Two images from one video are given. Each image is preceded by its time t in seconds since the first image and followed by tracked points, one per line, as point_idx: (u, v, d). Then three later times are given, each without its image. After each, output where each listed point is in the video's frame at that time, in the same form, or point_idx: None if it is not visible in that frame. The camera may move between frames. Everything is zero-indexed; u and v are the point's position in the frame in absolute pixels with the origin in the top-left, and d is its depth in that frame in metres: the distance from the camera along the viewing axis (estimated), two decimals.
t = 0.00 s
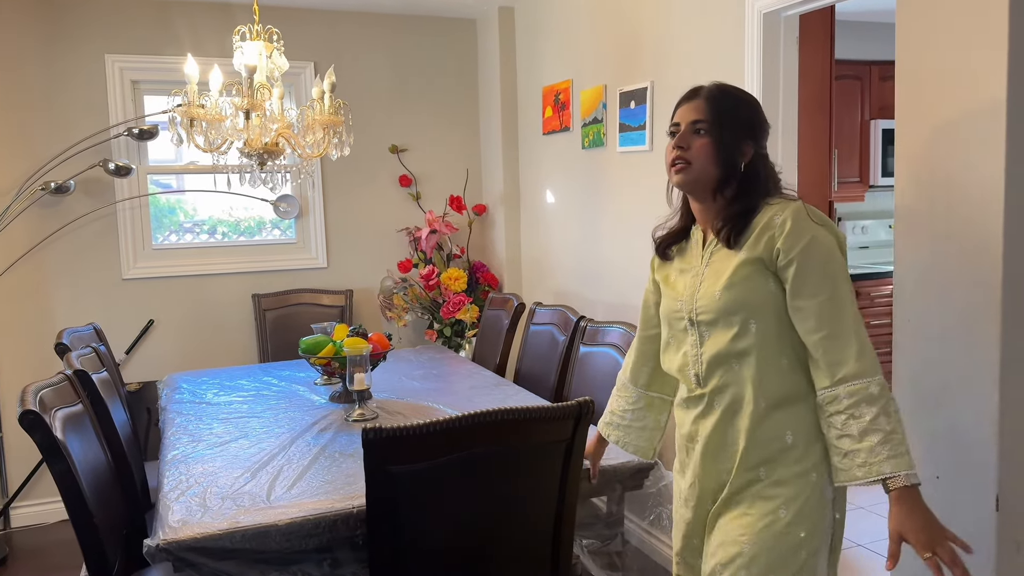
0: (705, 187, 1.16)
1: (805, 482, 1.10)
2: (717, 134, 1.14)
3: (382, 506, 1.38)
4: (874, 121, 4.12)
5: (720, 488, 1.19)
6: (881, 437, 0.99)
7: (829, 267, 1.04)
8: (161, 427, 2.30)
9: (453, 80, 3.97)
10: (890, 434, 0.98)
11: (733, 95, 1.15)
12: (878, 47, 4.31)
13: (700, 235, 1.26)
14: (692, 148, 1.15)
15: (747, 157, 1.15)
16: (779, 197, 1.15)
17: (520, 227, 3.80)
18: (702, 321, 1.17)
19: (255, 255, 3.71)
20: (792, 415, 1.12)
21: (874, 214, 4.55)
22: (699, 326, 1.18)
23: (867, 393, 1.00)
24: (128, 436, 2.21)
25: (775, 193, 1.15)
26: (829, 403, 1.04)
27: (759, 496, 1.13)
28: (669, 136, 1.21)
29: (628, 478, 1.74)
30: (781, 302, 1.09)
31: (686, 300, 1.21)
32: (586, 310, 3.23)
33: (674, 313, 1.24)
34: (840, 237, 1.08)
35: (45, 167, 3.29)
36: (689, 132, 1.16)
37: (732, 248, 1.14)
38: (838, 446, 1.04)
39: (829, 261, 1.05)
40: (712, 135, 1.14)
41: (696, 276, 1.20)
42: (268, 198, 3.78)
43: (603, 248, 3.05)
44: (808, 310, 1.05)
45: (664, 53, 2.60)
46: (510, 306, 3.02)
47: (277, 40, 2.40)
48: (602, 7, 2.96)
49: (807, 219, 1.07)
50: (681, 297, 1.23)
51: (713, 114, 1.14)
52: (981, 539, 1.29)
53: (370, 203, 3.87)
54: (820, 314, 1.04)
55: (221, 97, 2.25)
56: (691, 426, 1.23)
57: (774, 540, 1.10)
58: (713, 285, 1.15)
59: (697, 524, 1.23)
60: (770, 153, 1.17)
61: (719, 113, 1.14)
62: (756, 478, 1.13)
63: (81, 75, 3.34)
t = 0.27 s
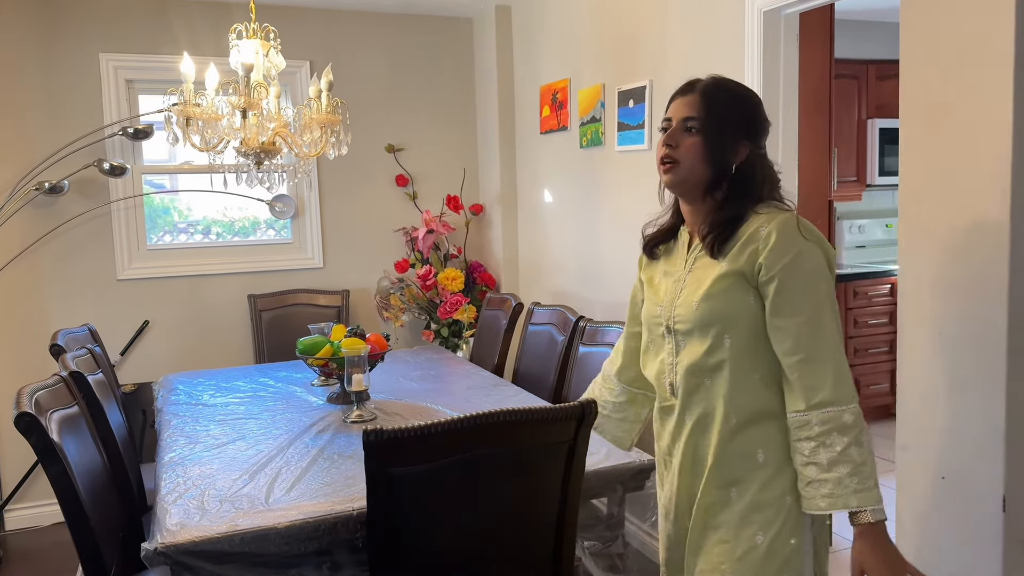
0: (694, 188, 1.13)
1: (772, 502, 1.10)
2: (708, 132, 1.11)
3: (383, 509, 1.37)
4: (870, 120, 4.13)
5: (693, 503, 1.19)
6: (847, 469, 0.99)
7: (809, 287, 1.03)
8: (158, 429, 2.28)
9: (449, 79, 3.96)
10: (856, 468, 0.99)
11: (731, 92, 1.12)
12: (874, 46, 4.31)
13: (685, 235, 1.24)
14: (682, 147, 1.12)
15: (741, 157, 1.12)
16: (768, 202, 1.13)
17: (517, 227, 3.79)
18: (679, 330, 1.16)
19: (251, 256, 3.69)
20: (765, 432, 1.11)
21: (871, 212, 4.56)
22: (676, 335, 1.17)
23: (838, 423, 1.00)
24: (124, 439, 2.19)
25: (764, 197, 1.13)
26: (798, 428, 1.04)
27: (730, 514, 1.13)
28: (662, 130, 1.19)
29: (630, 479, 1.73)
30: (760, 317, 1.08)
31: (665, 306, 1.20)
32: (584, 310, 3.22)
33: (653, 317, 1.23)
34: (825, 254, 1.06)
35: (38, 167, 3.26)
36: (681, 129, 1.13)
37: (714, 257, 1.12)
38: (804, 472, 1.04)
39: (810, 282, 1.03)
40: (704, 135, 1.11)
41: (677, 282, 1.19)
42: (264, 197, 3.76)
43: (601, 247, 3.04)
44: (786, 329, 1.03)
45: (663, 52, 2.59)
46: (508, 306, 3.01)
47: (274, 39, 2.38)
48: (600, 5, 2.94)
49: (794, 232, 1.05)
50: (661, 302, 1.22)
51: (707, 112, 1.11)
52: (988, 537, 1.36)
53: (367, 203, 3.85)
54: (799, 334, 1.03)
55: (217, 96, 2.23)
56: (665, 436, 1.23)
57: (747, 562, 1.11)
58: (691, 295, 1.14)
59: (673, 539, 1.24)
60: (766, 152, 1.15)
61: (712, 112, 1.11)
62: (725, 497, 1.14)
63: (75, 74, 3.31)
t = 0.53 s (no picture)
0: (690, 179, 1.15)
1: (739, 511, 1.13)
2: (711, 124, 1.12)
3: (389, 510, 1.35)
4: (870, 120, 4.13)
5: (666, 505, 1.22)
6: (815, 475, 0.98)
7: (797, 301, 1.04)
8: (158, 430, 2.27)
9: (449, 79, 3.95)
10: (813, 466, 0.96)
11: (736, 83, 1.12)
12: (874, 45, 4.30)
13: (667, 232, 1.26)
14: (682, 137, 1.13)
15: (741, 150, 1.13)
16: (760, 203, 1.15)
17: (517, 227, 3.77)
18: (654, 332, 1.18)
19: (250, 256, 3.67)
20: (736, 440, 1.13)
21: (870, 212, 4.55)
22: (649, 335, 1.19)
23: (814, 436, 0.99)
24: (124, 440, 2.17)
25: (759, 196, 1.15)
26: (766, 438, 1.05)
27: (702, 519, 1.16)
28: (660, 117, 1.19)
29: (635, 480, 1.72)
30: (741, 327, 1.09)
31: (642, 304, 1.21)
32: (585, 309, 3.21)
33: (628, 314, 1.24)
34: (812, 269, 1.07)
35: (36, 167, 3.25)
36: (682, 117, 1.14)
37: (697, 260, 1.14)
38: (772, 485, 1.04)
39: (797, 296, 1.04)
40: (706, 126, 1.12)
41: (658, 280, 1.20)
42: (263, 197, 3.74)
43: (602, 247, 3.03)
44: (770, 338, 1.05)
45: (665, 51, 2.57)
46: (510, 305, 3.00)
47: (275, 37, 2.37)
48: (602, 4, 2.93)
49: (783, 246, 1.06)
50: (638, 298, 1.23)
51: (710, 104, 1.12)
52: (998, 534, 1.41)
53: (367, 203, 3.83)
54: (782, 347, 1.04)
55: (217, 95, 2.22)
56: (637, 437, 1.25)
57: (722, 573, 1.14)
58: (669, 299, 1.16)
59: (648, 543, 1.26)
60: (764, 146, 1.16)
61: (715, 104, 1.11)
62: (698, 504, 1.16)
63: (74, 73, 3.29)
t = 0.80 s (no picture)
0: (703, 173, 1.11)
1: (725, 519, 1.10)
2: (725, 117, 1.09)
3: (396, 511, 1.34)
4: (872, 120, 4.12)
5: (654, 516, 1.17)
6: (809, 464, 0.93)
7: (811, 305, 1.00)
8: (160, 431, 2.26)
9: (451, 79, 3.94)
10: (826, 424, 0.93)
11: (744, 73, 1.10)
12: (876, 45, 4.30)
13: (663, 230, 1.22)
14: (697, 131, 1.09)
15: (752, 142, 1.11)
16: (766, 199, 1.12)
17: (519, 227, 3.77)
18: (649, 333, 1.13)
19: (251, 256, 3.66)
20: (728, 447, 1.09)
21: (872, 213, 4.55)
22: (644, 337, 1.14)
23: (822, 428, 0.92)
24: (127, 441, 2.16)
25: (768, 190, 1.12)
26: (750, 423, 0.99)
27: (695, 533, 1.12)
28: (662, 114, 1.15)
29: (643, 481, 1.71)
30: (743, 331, 1.05)
31: (638, 304, 1.16)
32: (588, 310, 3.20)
33: (620, 313, 1.19)
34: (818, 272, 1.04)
35: (37, 168, 3.23)
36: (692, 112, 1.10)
37: (704, 259, 1.10)
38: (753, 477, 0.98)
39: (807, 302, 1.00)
40: (720, 118, 1.09)
41: (655, 279, 1.16)
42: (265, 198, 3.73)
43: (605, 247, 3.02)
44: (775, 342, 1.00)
45: (669, 51, 2.57)
46: (513, 306, 2.99)
47: (278, 37, 2.36)
48: (606, 3, 2.92)
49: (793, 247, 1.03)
50: (632, 297, 1.18)
51: (723, 95, 1.09)
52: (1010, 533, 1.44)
53: (368, 203, 3.82)
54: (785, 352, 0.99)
55: (220, 94, 2.21)
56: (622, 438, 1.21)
57: None
58: (668, 300, 1.11)
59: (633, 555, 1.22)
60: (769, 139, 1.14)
61: (726, 95, 1.08)
62: (689, 517, 1.12)
63: (75, 73, 3.28)
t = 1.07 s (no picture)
0: (702, 180, 1.05)
1: (747, 539, 1.04)
2: (717, 122, 1.03)
3: (407, 516, 1.32)
4: (879, 122, 4.11)
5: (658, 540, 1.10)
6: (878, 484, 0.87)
7: (830, 320, 0.95)
8: (166, 432, 2.25)
9: (457, 80, 3.93)
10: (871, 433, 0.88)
11: (735, 73, 1.04)
12: (883, 47, 4.28)
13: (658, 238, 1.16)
14: (689, 136, 1.03)
15: (750, 143, 1.05)
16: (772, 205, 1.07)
17: (525, 229, 3.76)
18: (655, 349, 1.06)
19: (256, 257, 3.66)
20: (743, 466, 1.04)
21: (878, 215, 4.54)
22: (649, 352, 1.07)
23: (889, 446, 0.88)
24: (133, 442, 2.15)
25: (773, 195, 1.06)
26: (802, 447, 0.93)
27: (708, 554, 1.06)
28: (653, 116, 1.09)
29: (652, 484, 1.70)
30: (759, 348, 1.00)
31: (640, 316, 1.09)
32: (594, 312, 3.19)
33: (621, 325, 1.12)
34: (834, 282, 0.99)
35: (43, 167, 3.23)
36: (683, 116, 1.04)
37: (710, 271, 1.04)
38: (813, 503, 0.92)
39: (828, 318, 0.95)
40: (713, 122, 1.03)
41: (659, 291, 1.09)
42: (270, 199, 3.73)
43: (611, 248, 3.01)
44: (800, 362, 0.95)
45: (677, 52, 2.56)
46: (518, 307, 2.98)
47: (285, 36, 2.35)
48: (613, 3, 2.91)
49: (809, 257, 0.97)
50: (634, 308, 1.11)
51: (713, 98, 1.03)
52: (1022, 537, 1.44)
53: (373, 205, 3.82)
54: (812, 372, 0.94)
55: (227, 95, 2.20)
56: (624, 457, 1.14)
57: None
58: (675, 314, 1.04)
59: None
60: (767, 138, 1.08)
61: (717, 98, 1.03)
62: (701, 537, 1.06)
63: (81, 73, 3.28)
